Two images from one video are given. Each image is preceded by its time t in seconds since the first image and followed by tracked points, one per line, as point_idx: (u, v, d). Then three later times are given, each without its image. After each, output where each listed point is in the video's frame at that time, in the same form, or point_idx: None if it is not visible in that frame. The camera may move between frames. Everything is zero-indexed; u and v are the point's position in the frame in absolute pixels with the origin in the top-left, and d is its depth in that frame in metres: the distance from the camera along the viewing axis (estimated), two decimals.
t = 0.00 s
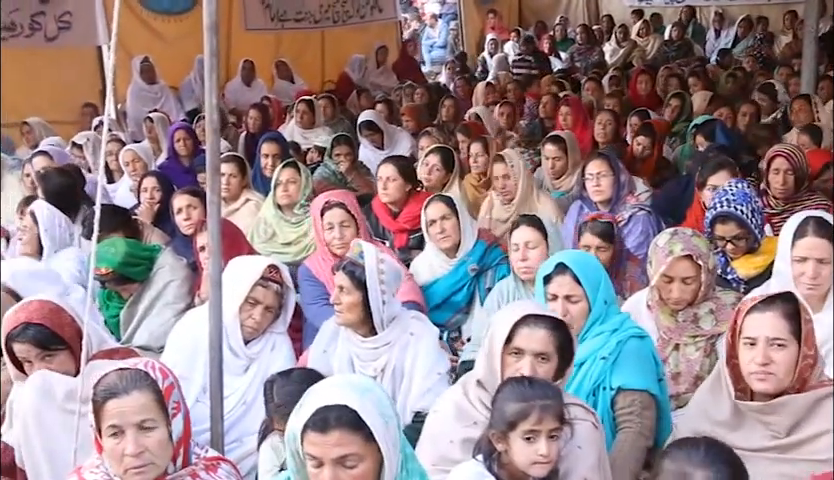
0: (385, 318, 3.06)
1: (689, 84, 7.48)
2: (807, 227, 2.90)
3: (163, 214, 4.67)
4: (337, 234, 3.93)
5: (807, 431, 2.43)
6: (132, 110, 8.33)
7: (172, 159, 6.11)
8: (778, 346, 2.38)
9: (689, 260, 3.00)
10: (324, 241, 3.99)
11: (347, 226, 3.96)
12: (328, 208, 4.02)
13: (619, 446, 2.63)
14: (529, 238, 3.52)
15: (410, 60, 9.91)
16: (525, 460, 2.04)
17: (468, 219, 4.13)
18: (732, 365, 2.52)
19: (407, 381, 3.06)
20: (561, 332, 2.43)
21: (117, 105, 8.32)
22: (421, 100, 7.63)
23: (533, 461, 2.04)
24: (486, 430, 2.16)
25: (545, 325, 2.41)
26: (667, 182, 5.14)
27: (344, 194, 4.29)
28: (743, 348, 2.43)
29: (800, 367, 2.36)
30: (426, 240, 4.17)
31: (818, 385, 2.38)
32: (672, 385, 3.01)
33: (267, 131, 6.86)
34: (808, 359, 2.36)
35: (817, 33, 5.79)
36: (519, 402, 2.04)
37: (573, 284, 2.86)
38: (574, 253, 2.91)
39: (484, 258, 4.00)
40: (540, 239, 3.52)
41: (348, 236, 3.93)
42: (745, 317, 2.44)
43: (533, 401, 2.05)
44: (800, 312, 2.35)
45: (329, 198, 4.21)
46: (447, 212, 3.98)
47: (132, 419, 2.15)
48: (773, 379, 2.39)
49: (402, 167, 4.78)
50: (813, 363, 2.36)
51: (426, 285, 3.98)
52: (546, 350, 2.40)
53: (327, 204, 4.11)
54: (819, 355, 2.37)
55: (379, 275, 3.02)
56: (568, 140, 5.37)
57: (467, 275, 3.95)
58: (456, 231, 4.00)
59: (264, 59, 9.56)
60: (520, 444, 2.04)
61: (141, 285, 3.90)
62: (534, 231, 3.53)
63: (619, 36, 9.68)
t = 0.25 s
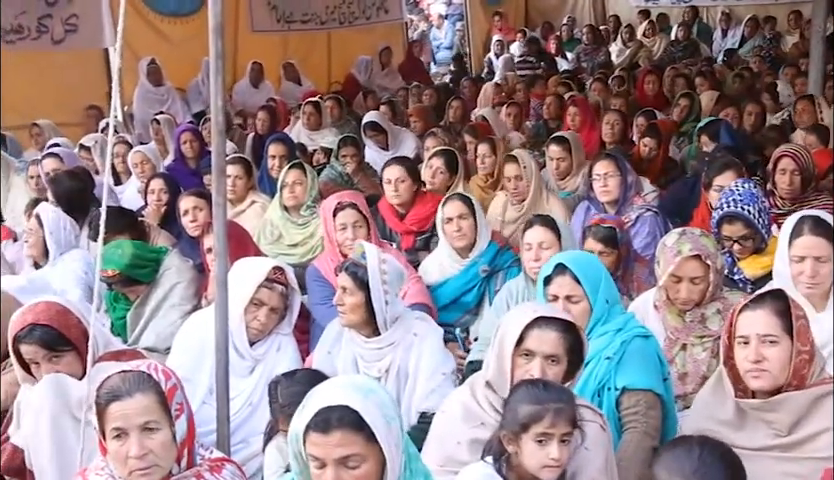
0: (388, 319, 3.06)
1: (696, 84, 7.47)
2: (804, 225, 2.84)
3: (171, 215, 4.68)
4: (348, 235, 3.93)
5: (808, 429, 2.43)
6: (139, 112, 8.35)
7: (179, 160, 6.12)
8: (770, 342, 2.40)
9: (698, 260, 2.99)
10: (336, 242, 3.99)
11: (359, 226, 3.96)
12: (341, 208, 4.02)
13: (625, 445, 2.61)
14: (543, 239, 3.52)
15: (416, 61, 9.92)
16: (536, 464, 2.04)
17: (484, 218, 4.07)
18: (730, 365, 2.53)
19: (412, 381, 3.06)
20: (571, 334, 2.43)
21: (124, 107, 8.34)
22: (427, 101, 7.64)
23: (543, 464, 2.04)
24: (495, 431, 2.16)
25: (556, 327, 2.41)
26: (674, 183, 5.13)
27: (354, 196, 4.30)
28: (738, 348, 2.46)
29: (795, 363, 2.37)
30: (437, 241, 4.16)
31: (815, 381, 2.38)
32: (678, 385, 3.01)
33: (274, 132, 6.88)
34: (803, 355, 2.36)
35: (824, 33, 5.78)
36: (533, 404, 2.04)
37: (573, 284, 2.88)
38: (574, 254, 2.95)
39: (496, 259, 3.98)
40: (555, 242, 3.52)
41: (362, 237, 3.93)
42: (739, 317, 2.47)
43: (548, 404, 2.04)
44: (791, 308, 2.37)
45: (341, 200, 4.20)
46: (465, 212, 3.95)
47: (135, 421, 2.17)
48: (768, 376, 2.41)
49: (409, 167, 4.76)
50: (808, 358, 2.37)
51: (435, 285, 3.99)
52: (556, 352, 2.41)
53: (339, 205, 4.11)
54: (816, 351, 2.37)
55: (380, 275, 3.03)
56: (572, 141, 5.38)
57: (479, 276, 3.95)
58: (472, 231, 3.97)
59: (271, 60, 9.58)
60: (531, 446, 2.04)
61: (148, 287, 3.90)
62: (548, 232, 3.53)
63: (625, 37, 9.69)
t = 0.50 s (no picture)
0: (396, 320, 3.06)
1: (703, 84, 7.45)
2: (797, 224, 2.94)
3: (178, 217, 4.68)
4: (351, 238, 3.93)
5: (818, 431, 2.45)
6: (147, 114, 8.37)
7: (186, 162, 6.14)
8: (782, 343, 2.38)
9: (709, 260, 2.98)
10: (338, 245, 3.98)
11: (362, 229, 3.97)
12: (340, 213, 4.01)
13: (633, 446, 2.61)
14: (567, 241, 3.51)
15: (422, 62, 9.92)
16: (546, 466, 2.04)
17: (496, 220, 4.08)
18: (740, 365, 2.51)
19: (419, 382, 3.05)
20: (565, 333, 2.42)
21: (132, 109, 8.36)
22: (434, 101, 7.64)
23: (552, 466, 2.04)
24: (506, 432, 2.15)
25: (550, 326, 2.40)
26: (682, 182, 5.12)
27: (354, 200, 4.30)
28: (749, 348, 2.44)
29: (807, 364, 2.36)
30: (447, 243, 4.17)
31: (825, 383, 2.37)
32: (686, 385, 2.99)
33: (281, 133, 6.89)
34: (815, 357, 2.35)
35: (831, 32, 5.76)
36: (546, 406, 2.03)
37: (586, 285, 2.86)
38: (586, 254, 2.93)
39: (505, 261, 3.98)
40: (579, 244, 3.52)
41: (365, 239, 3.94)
42: (751, 317, 2.45)
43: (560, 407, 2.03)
44: (802, 309, 2.35)
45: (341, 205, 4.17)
46: (478, 211, 3.96)
47: (132, 424, 2.17)
48: (779, 377, 2.40)
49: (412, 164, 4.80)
50: (820, 360, 2.36)
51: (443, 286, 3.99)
52: (551, 350, 2.40)
53: (339, 208, 4.09)
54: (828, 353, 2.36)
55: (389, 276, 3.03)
56: (579, 141, 5.37)
57: (487, 277, 3.94)
58: (484, 231, 3.98)
59: (278, 62, 9.59)
60: (542, 448, 2.04)
61: (155, 288, 3.91)
62: (571, 233, 3.54)
63: (632, 37, 9.69)
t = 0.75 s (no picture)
0: (407, 321, 3.07)
1: (711, 84, 7.44)
2: (800, 226, 2.96)
3: (185, 217, 4.69)
4: (354, 241, 3.94)
5: None
6: (154, 115, 8.39)
7: (193, 162, 6.14)
8: (807, 349, 2.35)
9: (717, 261, 2.98)
10: (339, 247, 3.98)
11: (363, 230, 3.99)
12: (342, 215, 4.02)
13: (639, 447, 2.60)
14: (580, 242, 3.52)
15: (429, 63, 9.93)
16: (556, 469, 2.04)
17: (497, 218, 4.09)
18: (758, 368, 2.53)
19: (427, 383, 3.05)
20: (559, 330, 2.41)
21: (139, 110, 8.38)
22: (441, 102, 7.63)
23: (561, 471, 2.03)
24: (517, 433, 2.15)
25: (543, 323, 2.41)
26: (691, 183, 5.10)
27: (353, 200, 4.30)
28: (772, 351, 2.43)
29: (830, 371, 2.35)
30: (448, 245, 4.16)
31: None
32: (693, 386, 2.98)
33: (288, 134, 6.90)
34: None
35: None
36: (560, 409, 2.04)
37: (597, 285, 2.85)
38: (597, 255, 2.92)
39: (508, 261, 3.99)
40: (590, 244, 3.52)
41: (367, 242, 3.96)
42: (774, 321, 2.44)
43: (575, 411, 2.04)
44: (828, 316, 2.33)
45: (343, 205, 4.15)
46: (478, 215, 3.96)
47: (136, 424, 2.17)
48: (801, 382, 2.40)
49: (415, 160, 4.81)
50: None
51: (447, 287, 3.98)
52: (545, 348, 2.40)
53: (341, 210, 4.09)
54: None
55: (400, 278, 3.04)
56: (589, 141, 5.37)
57: (491, 278, 3.94)
58: (485, 232, 3.98)
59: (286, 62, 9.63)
60: (553, 451, 2.03)
61: (163, 288, 3.91)
62: (583, 235, 3.54)
63: (639, 37, 9.69)
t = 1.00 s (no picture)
0: (413, 321, 3.07)
1: (720, 83, 7.43)
2: (815, 227, 2.92)
3: (194, 216, 4.71)
4: (367, 239, 3.95)
5: None
6: (163, 114, 8.40)
7: (203, 161, 6.16)
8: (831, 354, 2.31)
9: (722, 261, 2.97)
10: (350, 245, 4.00)
11: (376, 229, 3.99)
12: (356, 212, 4.03)
13: (646, 446, 2.59)
14: (581, 241, 3.51)
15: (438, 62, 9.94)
16: (563, 469, 2.04)
17: (502, 220, 4.10)
18: (776, 369, 2.50)
19: (435, 382, 3.05)
20: (564, 330, 2.42)
21: (148, 109, 8.41)
22: (450, 101, 7.63)
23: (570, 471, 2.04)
24: (525, 433, 2.15)
25: (548, 323, 2.41)
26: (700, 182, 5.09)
27: (367, 199, 4.29)
28: (793, 355, 2.38)
29: None
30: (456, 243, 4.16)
31: None
32: (702, 386, 2.97)
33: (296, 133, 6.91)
34: None
35: None
36: (567, 409, 2.04)
37: (600, 284, 2.84)
38: (600, 254, 2.91)
39: (515, 261, 3.99)
40: (592, 244, 3.52)
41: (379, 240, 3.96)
42: (797, 325, 2.39)
43: (582, 411, 2.04)
44: None
45: (356, 204, 4.15)
46: (480, 215, 3.97)
47: (150, 421, 2.18)
48: (822, 388, 2.33)
49: (425, 158, 4.84)
50: None
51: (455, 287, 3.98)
52: (550, 348, 2.40)
53: (354, 208, 4.10)
54: None
55: (406, 277, 3.04)
56: (600, 141, 5.36)
57: (498, 278, 3.95)
58: (488, 234, 3.99)
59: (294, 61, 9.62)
60: (560, 451, 2.04)
61: (172, 287, 3.93)
62: (586, 235, 3.54)
63: (648, 36, 9.69)
